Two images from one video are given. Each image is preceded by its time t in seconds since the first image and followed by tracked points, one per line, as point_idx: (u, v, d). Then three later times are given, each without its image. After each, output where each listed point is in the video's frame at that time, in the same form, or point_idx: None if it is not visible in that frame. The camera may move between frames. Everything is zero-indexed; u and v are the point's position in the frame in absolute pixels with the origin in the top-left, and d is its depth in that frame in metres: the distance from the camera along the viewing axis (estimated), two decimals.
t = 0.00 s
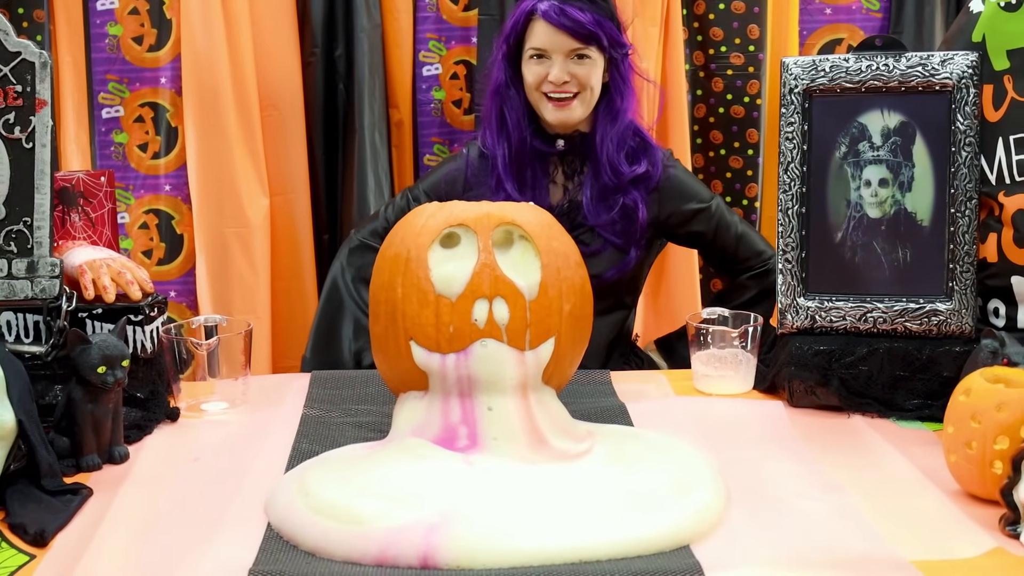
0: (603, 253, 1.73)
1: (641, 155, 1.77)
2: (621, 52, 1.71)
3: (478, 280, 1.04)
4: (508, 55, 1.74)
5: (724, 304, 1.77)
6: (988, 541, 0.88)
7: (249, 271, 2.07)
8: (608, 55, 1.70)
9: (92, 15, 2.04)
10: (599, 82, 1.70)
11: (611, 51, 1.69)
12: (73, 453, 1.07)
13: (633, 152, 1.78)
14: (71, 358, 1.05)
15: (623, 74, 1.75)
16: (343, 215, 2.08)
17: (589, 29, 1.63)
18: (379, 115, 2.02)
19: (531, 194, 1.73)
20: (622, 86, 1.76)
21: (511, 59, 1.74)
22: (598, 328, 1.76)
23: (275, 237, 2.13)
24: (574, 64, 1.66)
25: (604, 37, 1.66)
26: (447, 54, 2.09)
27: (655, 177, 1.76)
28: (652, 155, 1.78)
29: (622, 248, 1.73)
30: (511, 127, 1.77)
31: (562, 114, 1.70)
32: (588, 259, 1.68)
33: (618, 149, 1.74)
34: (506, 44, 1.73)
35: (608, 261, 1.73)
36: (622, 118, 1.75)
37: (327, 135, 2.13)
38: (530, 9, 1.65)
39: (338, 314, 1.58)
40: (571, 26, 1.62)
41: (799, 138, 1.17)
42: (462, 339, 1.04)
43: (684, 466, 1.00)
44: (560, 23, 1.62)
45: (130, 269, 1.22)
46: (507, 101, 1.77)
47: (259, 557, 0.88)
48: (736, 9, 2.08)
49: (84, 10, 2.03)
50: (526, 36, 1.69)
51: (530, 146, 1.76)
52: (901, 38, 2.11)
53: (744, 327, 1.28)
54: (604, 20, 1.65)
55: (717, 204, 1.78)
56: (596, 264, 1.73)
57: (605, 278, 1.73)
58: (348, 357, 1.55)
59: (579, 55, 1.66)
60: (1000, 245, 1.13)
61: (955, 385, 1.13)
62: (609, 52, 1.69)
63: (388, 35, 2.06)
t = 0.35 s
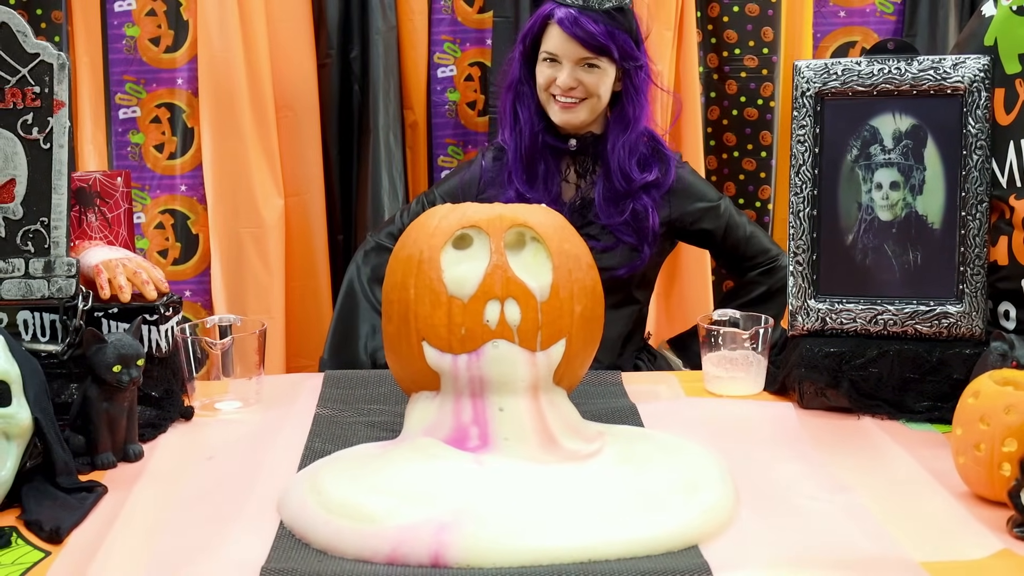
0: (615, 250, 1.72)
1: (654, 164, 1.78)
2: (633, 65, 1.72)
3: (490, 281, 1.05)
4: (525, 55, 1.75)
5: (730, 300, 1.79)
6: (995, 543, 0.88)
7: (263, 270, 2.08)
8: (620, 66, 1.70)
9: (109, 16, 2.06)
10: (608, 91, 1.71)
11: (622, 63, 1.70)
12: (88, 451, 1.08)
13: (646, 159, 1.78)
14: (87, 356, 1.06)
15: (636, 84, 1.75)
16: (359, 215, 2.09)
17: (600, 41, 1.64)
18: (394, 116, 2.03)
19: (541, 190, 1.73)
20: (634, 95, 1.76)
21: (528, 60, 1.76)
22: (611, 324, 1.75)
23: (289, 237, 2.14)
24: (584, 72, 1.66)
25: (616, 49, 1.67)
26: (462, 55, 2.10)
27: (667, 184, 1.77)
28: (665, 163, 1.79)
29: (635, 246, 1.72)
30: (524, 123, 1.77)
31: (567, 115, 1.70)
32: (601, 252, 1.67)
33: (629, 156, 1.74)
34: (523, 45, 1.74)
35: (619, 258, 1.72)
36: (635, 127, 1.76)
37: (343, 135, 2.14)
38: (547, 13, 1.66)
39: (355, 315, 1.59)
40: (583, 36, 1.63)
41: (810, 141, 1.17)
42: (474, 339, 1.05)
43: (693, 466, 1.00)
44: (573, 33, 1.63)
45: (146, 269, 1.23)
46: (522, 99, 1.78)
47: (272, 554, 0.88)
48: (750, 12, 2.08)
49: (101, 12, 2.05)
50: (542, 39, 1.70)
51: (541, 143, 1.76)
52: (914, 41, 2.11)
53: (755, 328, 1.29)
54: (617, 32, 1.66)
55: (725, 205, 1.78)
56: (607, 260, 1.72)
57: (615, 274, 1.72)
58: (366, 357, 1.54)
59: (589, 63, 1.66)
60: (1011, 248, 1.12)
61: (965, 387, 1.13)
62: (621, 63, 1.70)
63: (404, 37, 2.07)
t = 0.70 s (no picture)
0: (615, 249, 1.71)
1: (653, 161, 1.78)
2: (633, 60, 1.72)
3: (490, 279, 1.05)
4: (524, 53, 1.75)
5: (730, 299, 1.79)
6: (996, 544, 0.87)
7: (263, 268, 2.08)
8: (619, 62, 1.71)
9: (109, 14, 2.06)
10: (608, 87, 1.70)
11: (622, 59, 1.70)
12: (86, 448, 1.08)
13: (646, 156, 1.78)
14: (85, 353, 1.06)
15: (635, 80, 1.75)
16: (358, 214, 2.08)
17: (599, 35, 1.64)
18: (394, 113, 2.03)
19: (541, 189, 1.73)
20: (634, 91, 1.75)
21: (528, 57, 1.76)
22: (611, 324, 1.74)
23: (288, 236, 2.14)
24: (584, 67, 1.66)
25: (615, 44, 1.67)
26: (462, 54, 2.10)
27: (667, 181, 1.77)
28: (665, 161, 1.79)
29: (635, 244, 1.71)
30: (523, 122, 1.77)
31: (567, 110, 1.70)
32: (602, 251, 1.66)
33: (629, 154, 1.74)
34: (522, 42, 1.74)
35: (619, 257, 1.72)
36: (634, 123, 1.75)
37: (343, 133, 2.14)
38: (547, 9, 1.66)
39: (356, 314, 1.58)
40: (582, 31, 1.63)
41: (811, 140, 1.17)
42: (473, 338, 1.05)
43: (692, 465, 1.00)
44: (573, 27, 1.63)
45: (145, 266, 1.22)
46: (521, 97, 1.78)
47: (269, 552, 0.88)
48: (751, 11, 2.08)
49: (102, 10, 2.05)
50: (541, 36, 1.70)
51: (541, 141, 1.76)
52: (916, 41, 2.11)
53: (755, 328, 1.28)
54: (617, 27, 1.67)
55: (725, 204, 1.78)
56: (607, 259, 1.71)
57: (615, 273, 1.71)
58: (368, 355, 1.55)
59: (589, 58, 1.66)
60: (1013, 248, 1.12)
61: (966, 387, 1.13)
62: (620, 59, 1.70)
63: (405, 34, 2.06)
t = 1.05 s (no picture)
0: (616, 250, 1.71)
1: (654, 162, 1.78)
2: (634, 60, 1.72)
3: (491, 279, 1.05)
4: (524, 53, 1.75)
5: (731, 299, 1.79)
6: (996, 544, 0.88)
7: (263, 268, 2.08)
8: (620, 62, 1.71)
9: (109, 13, 2.06)
10: (609, 88, 1.70)
11: (622, 58, 1.70)
12: (87, 447, 1.08)
13: (647, 157, 1.78)
14: (86, 353, 1.06)
15: (636, 80, 1.75)
16: (359, 214, 2.08)
17: (600, 34, 1.64)
18: (394, 113, 2.03)
19: (541, 189, 1.72)
20: (634, 92, 1.75)
21: (528, 57, 1.76)
22: (611, 324, 1.74)
23: (289, 235, 2.14)
24: (585, 67, 1.66)
25: (616, 44, 1.67)
26: (462, 53, 2.09)
27: (668, 182, 1.77)
28: (666, 161, 1.79)
29: (636, 246, 1.71)
30: (524, 122, 1.77)
31: (569, 112, 1.70)
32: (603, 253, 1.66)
33: (630, 154, 1.74)
34: (522, 42, 1.74)
35: (620, 258, 1.72)
36: (634, 124, 1.75)
37: (343, 132, 2.14)
38: (547, 8, 1.66)
39: (354, 315, 1.58)
40: (582, 30, 1.63)
41: (812, 140, 1.17)
42: (474, 338, 1.05)
43: (693, 465, 1.00)
44: (573, 27, 1.63)
45: (145, 265, 1.22)
46: (521, 97, 1.78)
47: (270, 552, 0.88)
48: (751, 11, 2.08)
49: (102, 9, 2.05)
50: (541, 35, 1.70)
51: (541, 142, 1.75)
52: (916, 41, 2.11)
53: (755, 328, 1.28)
54: (617, 26, 1.66)
55: (727, 204, 1.78)
56: (609, 261, 1.71)
57: (616, 275, 1.72)
58: (364, 356, 1.54)
59: (589, 58, 1.66)
60: (1012, 248, 1.12)
61: (966, 387, 1.13)
62: (620, 58, 1.70)
63: (405, 34, 2.06)
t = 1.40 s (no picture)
0: (613, 254, 1.72)
1: (651, 160, 1.78)
2: (628, 56, 1.73)
3: (486, 285, 1.06)
4: (520, 60, 1.76)
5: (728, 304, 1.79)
6: (988, 547, 0.88)
7: (260, 271, 2.09)
8: (618, 57, 1.72)
9: (107, 16, 2.06)
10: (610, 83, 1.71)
11: (618, 54, 1.71)
12: (85, 451, 1.08)
13: (643, 156, 1.78)
14: (84, 357, 1.07)
15: (631, 78, 1.76)
16: (355, 217, 2.09)
17: (599, 30, 1.65)
18: (390, 117, 2.03)
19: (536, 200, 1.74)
20: (630, 90, 1.76)
21: (523, 63, 1.76)
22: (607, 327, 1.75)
23: (286, 238, 2.14)
24: (588, 63, 1.67)
25: (614, 39, 1.69)
26: (458, 57, 2.10)
27: (665, 181, 1.78)
28: (661, 160, 1.79)
29: (632, 248, 1.73)
30: (520, 131, 1.78)
31: (577, 109, 1.69)
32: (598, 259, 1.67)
33: (627, 153, 1.75)
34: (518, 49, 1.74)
35: (615, 261, 1.73)
36: (631, 122, 1.76)
37: (340, 134, 2.14)
38: (542, 11, 1.67)
39: (352, 315, 1.58)
40: (583, 26, 1.64)
41: (806, 145, 1.18)
42: (470, 343, 1.06)
43: (688, 469, 1.01)
44: (573, 24, 1.64)
45: (144, 270, 1.23)
46: (518, 104, 1.78)
47: (268, 556, 0.89)
48: (747, 15, 2.09)
49: (100, 12, 2.05)
50: (537, 40, 1.70)
51: (537, 151, 1.77)
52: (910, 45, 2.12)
53: (750, 331, 1.28)
54: (614, 23, 1.68)
55: (724, 209, 1.79)
56: (606, 264, 1.72)
57: (614, 278, 1.72)
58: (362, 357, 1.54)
59: (592, 54, 1.67)
60: (1005, 253, 1.12)
61: (959, 391, 1.14)
62: (616, 55, 1.71)
63: (401, 38, 2.07)
